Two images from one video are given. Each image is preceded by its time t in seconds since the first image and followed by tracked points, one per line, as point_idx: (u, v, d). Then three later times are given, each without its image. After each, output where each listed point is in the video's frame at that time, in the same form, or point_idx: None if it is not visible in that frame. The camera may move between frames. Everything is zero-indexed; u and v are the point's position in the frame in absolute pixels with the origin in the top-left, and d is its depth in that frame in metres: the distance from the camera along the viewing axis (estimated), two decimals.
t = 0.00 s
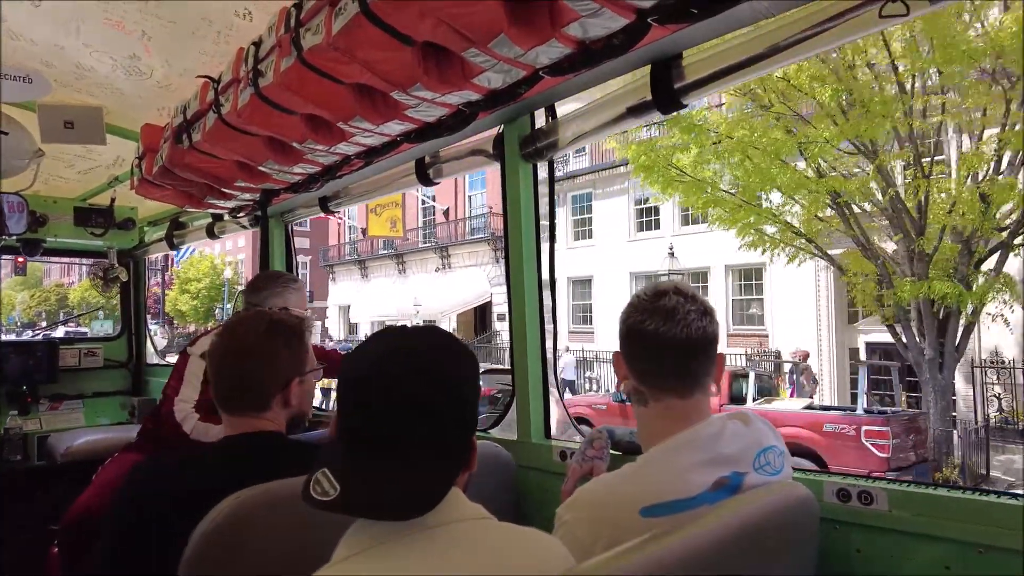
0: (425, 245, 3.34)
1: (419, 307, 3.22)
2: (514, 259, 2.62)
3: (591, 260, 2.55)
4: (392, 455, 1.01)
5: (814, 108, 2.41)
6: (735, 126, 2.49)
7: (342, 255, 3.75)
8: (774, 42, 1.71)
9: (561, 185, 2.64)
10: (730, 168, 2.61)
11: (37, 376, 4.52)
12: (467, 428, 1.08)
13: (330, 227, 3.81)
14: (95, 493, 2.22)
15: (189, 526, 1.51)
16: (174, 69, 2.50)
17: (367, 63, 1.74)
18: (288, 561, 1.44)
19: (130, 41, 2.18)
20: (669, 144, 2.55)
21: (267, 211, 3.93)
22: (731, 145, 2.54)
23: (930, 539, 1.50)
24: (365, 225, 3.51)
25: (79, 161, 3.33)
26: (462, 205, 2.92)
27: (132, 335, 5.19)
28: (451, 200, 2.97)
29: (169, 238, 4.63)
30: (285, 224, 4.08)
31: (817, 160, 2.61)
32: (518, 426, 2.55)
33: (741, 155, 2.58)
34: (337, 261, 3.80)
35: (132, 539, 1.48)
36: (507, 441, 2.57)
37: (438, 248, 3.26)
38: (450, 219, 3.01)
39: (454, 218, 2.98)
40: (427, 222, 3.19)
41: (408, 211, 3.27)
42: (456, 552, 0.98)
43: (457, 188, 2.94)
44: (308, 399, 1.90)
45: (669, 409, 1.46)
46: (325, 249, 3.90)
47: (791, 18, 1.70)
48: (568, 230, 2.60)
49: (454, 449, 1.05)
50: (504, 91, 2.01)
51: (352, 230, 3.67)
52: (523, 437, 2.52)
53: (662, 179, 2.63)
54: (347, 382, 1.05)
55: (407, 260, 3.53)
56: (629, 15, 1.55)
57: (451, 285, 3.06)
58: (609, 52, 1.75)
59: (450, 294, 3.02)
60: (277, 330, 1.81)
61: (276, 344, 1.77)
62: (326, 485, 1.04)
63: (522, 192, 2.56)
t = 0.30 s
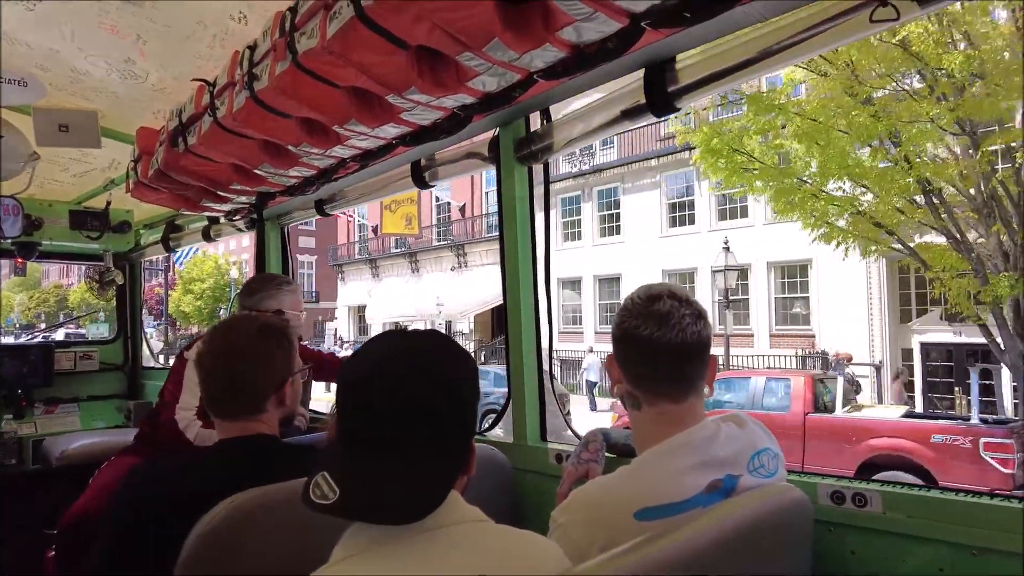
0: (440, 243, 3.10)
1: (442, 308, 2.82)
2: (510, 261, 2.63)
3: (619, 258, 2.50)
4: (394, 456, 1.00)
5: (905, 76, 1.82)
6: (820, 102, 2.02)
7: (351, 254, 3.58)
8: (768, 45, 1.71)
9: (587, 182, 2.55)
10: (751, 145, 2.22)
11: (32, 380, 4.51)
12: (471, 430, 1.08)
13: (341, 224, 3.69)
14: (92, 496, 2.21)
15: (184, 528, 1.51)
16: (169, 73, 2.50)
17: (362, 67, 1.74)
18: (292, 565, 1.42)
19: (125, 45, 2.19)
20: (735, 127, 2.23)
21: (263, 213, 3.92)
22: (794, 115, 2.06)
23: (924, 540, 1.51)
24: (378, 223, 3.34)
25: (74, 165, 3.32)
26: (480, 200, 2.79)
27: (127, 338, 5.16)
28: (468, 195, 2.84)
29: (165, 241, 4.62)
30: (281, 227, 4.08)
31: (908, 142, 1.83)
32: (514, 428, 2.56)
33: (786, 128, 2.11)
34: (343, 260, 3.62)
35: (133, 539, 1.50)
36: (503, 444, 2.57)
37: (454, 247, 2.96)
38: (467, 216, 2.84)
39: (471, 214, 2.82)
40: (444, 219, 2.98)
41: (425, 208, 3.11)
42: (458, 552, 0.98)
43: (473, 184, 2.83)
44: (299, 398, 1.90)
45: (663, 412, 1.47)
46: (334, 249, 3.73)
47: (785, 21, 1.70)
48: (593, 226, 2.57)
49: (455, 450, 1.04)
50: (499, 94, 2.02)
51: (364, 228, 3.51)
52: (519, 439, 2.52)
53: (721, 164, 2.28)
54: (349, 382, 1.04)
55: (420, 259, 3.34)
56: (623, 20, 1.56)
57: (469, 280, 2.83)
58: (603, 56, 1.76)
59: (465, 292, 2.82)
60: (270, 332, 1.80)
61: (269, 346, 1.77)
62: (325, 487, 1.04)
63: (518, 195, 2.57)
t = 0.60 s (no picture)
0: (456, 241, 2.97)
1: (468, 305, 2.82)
2: (508, 264, 2.63)
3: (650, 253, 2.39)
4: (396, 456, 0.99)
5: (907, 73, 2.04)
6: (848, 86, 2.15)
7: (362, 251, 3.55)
8: (767, 46, 1.71)
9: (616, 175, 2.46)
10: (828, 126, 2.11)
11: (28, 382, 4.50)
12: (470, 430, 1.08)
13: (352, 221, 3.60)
14: (87, 499, 2.20)
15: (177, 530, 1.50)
16: (167, 74, 2.49)
17: (359, 68, 1.74)
18: (287, 563, 1.43)
19: (123, 46, 2.18)
20: (817, 110, 2.37)
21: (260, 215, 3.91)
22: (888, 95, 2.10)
23: (922, 541, 1.51)
24: (392, 220, 3.24)
25: (71, 166, 3.31)
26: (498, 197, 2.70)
27: (124, 341, 5.13)
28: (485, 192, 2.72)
29: (162, 242, 4.61)
30: (278, 228, 4.08)
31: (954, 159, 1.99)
32: (512, 431, 2.55)
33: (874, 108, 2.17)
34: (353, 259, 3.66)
35: (128, 543, 1.49)
36: (501, 446, 2.57)
37: (472, 244, 2.86)
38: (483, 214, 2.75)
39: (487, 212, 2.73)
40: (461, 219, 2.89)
41: (441, 204, 2.99)
42: (459, 557, 0.97)
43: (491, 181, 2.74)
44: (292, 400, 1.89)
45: (661, 414, 1.46)
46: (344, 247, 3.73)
47: (784, 21, 1.70)
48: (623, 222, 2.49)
49: (455, 451, 1.04)
50: (498, 96, 2.02)
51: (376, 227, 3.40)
52: (517, 442, 2.51)
53: (798, 150, 2.39)
54: (351, 383, 1.03)
55: (435, 257, 3.21)
56: (622, 21, 1.55)
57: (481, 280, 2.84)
58: (601, 57, 1.76)
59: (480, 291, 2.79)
60: (266, 335, 1.80)
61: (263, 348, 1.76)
62: (325, 490, 1.03)
63: (516, 197, 2.57)
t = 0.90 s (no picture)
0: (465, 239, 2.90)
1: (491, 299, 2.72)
2: (502, 265, 2.63)
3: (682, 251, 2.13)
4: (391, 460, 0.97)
5: None
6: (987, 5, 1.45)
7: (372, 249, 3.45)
8: (763, 47, 1.71)
9: (645, 168, 2.24)
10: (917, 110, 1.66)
11: (23, 383, 4.48)
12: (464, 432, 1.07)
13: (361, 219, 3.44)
14: (80, 501, 2.19)
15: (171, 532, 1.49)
16: (162, 74, 2.48)
17: (354, 68, 1.73)
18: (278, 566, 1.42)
19: (117, 46, 2.17)
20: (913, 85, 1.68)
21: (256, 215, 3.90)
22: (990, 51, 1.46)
23: (917, 544, 1.50)
24: (405, 215, 3.17)
25: (67, 167, 3.30)
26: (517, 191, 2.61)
27: (120, 342, 5.13)
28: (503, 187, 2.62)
29: (158, 243, 4.60)
30: (274, 229, 4.07)
31: None
32: (507, 432, 2.55)
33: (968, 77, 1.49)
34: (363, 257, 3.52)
35: (124, 545, 1.50)
36: (497, 447, 2.56)
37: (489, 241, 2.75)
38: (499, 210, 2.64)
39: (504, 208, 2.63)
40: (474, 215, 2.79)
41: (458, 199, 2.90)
42: (452, 559, 0.96)
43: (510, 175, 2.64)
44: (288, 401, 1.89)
45: (655, 415, 1.46)
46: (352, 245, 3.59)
47: (778, 22, 1.69)
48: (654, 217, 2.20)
49: (450, 454, 1.02)
50: (493, 96, 2.01)
51: (386, 223, 3.31)
52: (512, 443, 2.51)
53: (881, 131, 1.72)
54: (348, 384, 1.01)
55: (449, 254, 3.04)
56: (616, 21, 1.55)
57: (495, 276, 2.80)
58: (596, 58, 1.76)
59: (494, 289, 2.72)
60: (261, 335, 1.79)
61: (257, 349, 1.75)
62: (318, 490, 1.03)
63: (511, 197, 2.56)
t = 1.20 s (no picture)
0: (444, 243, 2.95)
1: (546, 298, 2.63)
2: (499, 265, 2.62)
3: (715, 247, 1.98)
4: (388, 462, 0.96)
5: None
6: None
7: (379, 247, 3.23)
8: (761, 46, 1.70)
9: (674, 161, 2.08)
10: None
11: (20, 384, 4.47)
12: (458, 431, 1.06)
13: (370, 217, 3.29)
14: (76, 502, 2.18)
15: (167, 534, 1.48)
16: (158, 74, 2.48)
17: (349, 68, 1.73)
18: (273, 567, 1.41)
19: (112, 46, 2.17)
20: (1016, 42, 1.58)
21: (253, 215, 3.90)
22: None
23: (913, 543, 1.50)
24: (414, 213, 3.03)
25: (64, 167, 3.29)
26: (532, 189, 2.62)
27: (116, 342, 5.13)
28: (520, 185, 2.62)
29: (155, 244, 4.59)
30: (271, 229, 4.06)
31: None
32: (505, 432, 2.54)
33: None
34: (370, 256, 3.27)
35: (119, 545, 1.49)
36: (493, 448, 2.56)
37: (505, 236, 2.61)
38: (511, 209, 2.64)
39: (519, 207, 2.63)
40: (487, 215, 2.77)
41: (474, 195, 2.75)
42: (448, 560, 0.96)
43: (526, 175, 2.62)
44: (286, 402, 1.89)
45: (651, 416, 1.46)
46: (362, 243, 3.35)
47: (774, 22, 1.69)
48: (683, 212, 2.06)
49: (446, 454, 1.01)
50: (489, 96, 2.01)
51: (396, 221, 3.13)
52: (510, 443, 2.50)
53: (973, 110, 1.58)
54: (344, 383, 0.99)
55: (465, 253, 2.86)
56: (611, 21, 1.55)
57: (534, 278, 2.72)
58: (592, 57, 1.75)
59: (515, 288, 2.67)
60: (257, 335, 1.79)
61: (253, 350, 1.75)
62: (314, 486, 1.02)
63: (507, 198, 2.56)
